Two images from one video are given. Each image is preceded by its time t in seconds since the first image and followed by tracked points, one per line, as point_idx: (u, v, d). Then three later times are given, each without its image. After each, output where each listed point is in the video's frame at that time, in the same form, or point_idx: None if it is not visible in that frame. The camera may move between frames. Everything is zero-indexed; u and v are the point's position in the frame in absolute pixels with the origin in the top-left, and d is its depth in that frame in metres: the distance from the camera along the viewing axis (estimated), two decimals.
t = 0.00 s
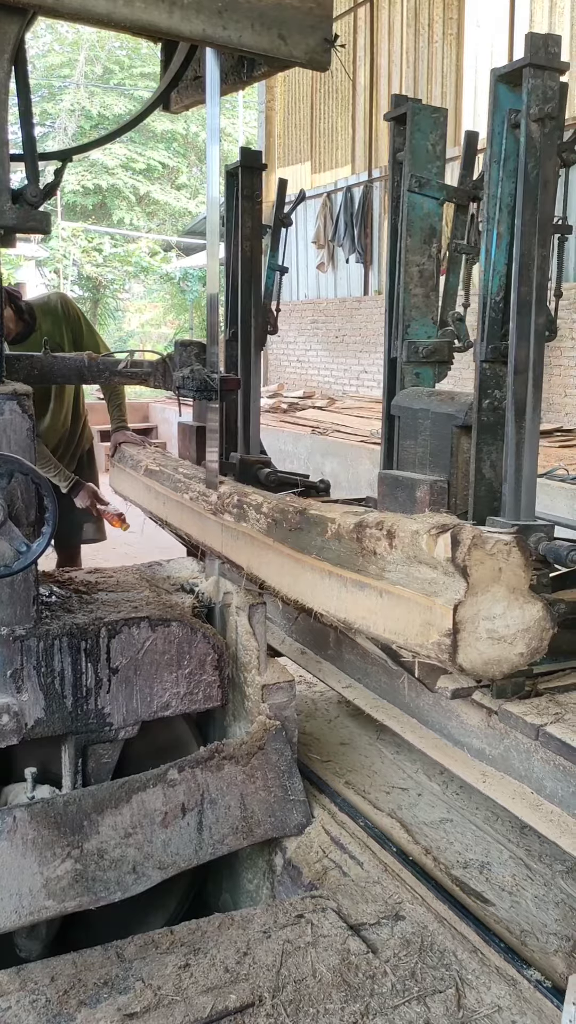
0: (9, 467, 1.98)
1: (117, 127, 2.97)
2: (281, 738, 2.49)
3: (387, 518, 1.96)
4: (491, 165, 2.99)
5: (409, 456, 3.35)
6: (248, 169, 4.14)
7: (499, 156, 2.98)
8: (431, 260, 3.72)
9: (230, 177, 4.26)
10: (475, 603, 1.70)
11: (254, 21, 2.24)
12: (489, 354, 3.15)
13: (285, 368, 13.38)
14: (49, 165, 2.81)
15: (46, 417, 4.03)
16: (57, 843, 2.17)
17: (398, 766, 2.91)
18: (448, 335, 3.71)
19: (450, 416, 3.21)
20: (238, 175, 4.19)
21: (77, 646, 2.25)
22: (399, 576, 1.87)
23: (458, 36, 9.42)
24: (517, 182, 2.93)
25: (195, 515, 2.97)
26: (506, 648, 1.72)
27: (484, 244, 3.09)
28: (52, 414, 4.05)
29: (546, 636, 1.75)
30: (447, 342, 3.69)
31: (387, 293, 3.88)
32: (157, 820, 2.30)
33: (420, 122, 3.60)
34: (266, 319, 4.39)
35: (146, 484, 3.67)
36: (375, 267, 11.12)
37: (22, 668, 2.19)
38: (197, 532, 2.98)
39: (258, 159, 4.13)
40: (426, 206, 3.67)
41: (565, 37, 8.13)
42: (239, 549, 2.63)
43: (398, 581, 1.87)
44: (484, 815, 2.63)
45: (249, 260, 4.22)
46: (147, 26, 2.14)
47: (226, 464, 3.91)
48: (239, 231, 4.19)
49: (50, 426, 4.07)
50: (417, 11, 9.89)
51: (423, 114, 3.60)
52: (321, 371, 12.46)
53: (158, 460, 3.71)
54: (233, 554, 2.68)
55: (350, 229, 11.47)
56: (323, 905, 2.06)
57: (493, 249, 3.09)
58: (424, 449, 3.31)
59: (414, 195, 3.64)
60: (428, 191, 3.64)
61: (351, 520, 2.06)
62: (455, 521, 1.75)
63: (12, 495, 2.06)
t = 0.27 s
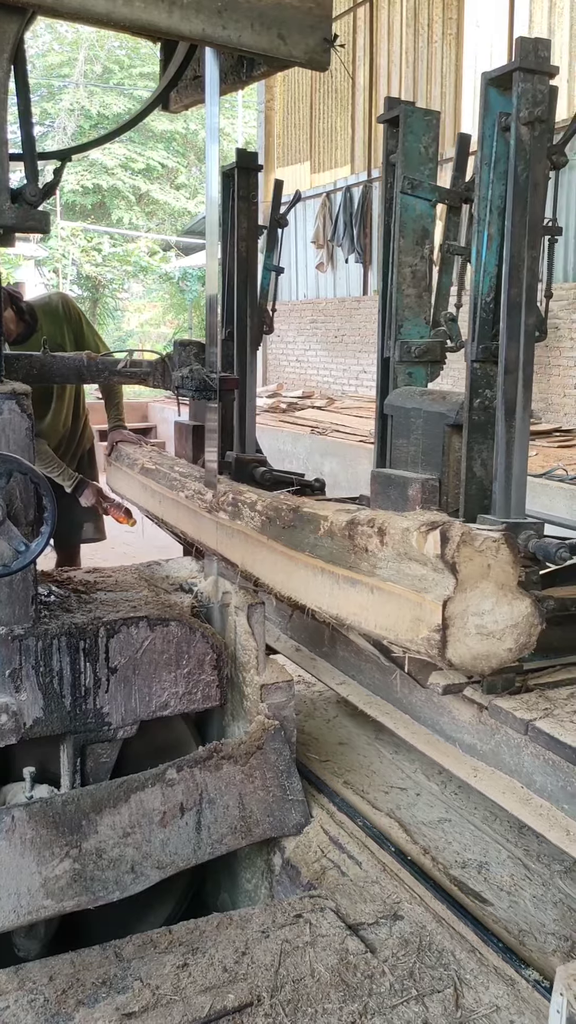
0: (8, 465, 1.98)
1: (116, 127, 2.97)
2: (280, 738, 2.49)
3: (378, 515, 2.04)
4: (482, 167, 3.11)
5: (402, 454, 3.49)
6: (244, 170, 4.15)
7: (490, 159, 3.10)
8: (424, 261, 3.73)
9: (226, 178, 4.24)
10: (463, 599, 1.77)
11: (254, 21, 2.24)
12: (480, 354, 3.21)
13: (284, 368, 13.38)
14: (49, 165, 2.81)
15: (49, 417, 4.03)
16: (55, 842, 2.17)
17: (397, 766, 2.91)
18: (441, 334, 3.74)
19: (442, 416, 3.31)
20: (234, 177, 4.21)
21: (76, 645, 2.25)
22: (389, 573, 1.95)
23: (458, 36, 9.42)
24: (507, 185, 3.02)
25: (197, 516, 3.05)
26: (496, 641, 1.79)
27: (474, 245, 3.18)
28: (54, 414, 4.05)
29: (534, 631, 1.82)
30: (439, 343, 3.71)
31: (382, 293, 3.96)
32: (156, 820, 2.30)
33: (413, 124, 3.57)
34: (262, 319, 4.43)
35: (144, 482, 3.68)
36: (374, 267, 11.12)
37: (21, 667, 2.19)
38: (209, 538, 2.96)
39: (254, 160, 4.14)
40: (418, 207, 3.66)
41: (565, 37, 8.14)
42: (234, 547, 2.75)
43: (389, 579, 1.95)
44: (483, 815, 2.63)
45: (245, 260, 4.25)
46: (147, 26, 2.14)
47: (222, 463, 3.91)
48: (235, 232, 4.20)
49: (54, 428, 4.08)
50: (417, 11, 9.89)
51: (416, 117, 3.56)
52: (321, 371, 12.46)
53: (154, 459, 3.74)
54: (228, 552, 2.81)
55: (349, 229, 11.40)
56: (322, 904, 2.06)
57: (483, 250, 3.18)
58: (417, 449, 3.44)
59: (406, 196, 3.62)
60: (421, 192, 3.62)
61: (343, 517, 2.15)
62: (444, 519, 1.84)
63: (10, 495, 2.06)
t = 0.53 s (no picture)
0: (7, 463, 1.98)
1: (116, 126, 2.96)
2: (279, 737, 2.49)
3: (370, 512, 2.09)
4: (473, 170, 3.12)
5: (396, 452, 3.51)
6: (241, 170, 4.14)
7: (481, 162, 3.11)
8: (417, 262, 3.79)
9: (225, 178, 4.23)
10: (453, 594, 1.80)
11: (254, 20, 2.24)
12: (472, 354, 3.20)
13: (285, 368, 13.38)
14: (49, 163, 2.81)
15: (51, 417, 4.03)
16: (55, 840, 2.17)
17: (396, 766, 2.91)
18: (434, 333, 3.76)
19: (434, 416, 3.33)
20: (231, 177, 4.20)
21: (76, 644, 2.25)
22: (381, 569, 1.99)
23: (458, 36, 9.42)
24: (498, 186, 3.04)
25: (193, 513, 3.08)
26: (486, 638, 1.82)
27: (466, 245, 3.16)
28: (56, 414, 4.05)
29: (523, 625, 1.84)
30: (433, 342, 3.73)
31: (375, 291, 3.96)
32: (156, 819, 2.30)
33: (407, 128, 3.66)
34: (259, 319, 4.53)
35: (140, 480, 3.69)
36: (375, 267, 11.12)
37: (20, 666, 2.19)
38: (204, 535, 2.99)
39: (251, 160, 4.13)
40: (412, 209, 3.71)
41: (565, 38, 8.15)
42: (230, 544, 2.79)
43: (380, 574, 1.99)
44: (482, 816, 2.63)
45: (242, 260, 4.24)
46: (147, 26, 2.14)
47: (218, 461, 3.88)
48: (232, 233, 4.21)
49: (56, 428, 4.07)
50: (417, 11, 9.90)
51: (409, 121, 3.65)
52: (321, 371, 12.46)
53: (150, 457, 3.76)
54: (222, 548, 2.85)
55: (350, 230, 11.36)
56: (321, 904, 2.06)
57: (475, 250, 3.16)
58: (409, 447, 3.45)
59: (400, 197, 3.67)
60: (414, 194, 3.67)
61: (336, 515, 2.20)
62: (434, 516, 1.86)
63: (10, 493, 2.05)
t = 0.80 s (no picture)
0: (8, 462, 1.98)
1: (118, 124, 2.96)
2: (280, 736, 2.49)
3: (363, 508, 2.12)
4: (466, 171, 3.15)
5: (390, 450, 3.63)
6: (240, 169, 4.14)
7: (474, 163, 3.15)
8: (412, 262, 3.84)
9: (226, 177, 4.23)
10: (444, 589, 1.84)
11: (257, 18, 2.24)
12: (465, 351, 3.26)
13: (286, 367, 13.38)
14: (51, 161, 2.80)
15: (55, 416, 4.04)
16: (55, 839, 2.17)
17: (397, 765, 2.91)
18: (428, 333, 3.83)
19: (427, 414, 3.42)
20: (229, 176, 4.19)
21: (77, 642, 2.25)
22: (373, 565, 2.01)
23: (461, 35, 9.41)
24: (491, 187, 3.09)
25: (190, 510, 3.07)
26: (476, 630, 1.87)
27: (460, 245, 3.22)
28: (60, 414, 4.06)
29: (513, 620, 1.90)
30: (427, 341, 3.83)
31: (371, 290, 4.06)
32: (156, 818, 2.30)
33: (402, 129, 3.69)
34: (257, 316, 4.53)
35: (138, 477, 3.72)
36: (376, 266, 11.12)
37: (21, 664, 2.19)
38: (200, 530, 2.98)
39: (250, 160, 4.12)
40: (407, 209, 3.77)
41: (567, 38, 8.15)
42: (226, 541, 2.75)
43: (372, 569, 2.02)
44: (482, 815, 2.63)
45: (239, 259, 4.22)
46: (149, 23, 2.13)
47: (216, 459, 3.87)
48: (230, 232, 4.20)
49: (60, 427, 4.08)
50: (420, 9, 9.89)
51: (405, 121, 3.68)
52: (322, 370, 12.46)
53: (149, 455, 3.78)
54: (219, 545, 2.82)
55: (352, 229, 11.33)
56: (321, 902, 2.06)
57: (468, 251, 3.23)
58: (404, 444, 3.57)
59: (395, 197, 3.73)
60: (409, 194, 3.73)
61: (330, 512, 2.21)
62: (425, 513, 1.89)
63: (12, 491, 2.05)
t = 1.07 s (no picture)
0: (11, 460, 1.98)
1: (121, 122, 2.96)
2: (281, 735, 2.49)
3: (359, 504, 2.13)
4: (462, 171, 3.19)
5: (386, 448, 3.56)
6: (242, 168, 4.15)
7: (470, 163, 3.18)
8: (408, 261, 3.86)
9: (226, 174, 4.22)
10: (437, 584, 1.84)
11: (260, 16, 2.24)
12: (460, 349, 3.28)
13: (288, 365, 13.37)
14: (53, 159, 2.80)
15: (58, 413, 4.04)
16: (56, 837, 2.17)
17: (398, 763, 2.91)
18: (425, 333, 3.82)
19: (424, 410, 3.37)
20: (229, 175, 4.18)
21: (78, 640, 2.25)
22: (368, 560, 2.03)
23: (464, 33, 9.40)
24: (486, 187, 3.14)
25: (189, 507, 3.11)
26: (470, 625, 1.87)
27: (455, 245, 3.24)
28: (63, 410, 4.06)
29: (506, 615, 1.92)
30: (424, 339, 3.82)
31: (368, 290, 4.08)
32: (157, 816, 2.30)
33: (399, 130, 3.69)
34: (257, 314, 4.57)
35: (138, 474, 3.75)
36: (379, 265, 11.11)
37: (23, 662, 2.20)
38: (199, 527, 3.02)
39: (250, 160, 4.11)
40: (404, 208, 3.78)
41: (571, 36, 8.14)
42: (224, 536, 2.80)
43: (367, 565, 2.03)
44: (483, 814, 2.62)
45: (239, 258, 4.22)
46: (152, 21, 2.13)
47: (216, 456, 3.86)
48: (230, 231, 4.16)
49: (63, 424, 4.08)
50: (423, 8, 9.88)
51: (402, 122, 3.68)
52: (325, 369, 12.46)
53: (149, 452, 3.80)
54: (218, 540, 2.87)
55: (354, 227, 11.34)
56: (322, 901, 2.07)
57: (463, 250, 3.24)
58: (400, 442, 3.49)
59: (392, 197, 3.74)
60: (406, 194, 3.74)
61: (326, 507, 2.23)
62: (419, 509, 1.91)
63: (14, 488, 2.05)
